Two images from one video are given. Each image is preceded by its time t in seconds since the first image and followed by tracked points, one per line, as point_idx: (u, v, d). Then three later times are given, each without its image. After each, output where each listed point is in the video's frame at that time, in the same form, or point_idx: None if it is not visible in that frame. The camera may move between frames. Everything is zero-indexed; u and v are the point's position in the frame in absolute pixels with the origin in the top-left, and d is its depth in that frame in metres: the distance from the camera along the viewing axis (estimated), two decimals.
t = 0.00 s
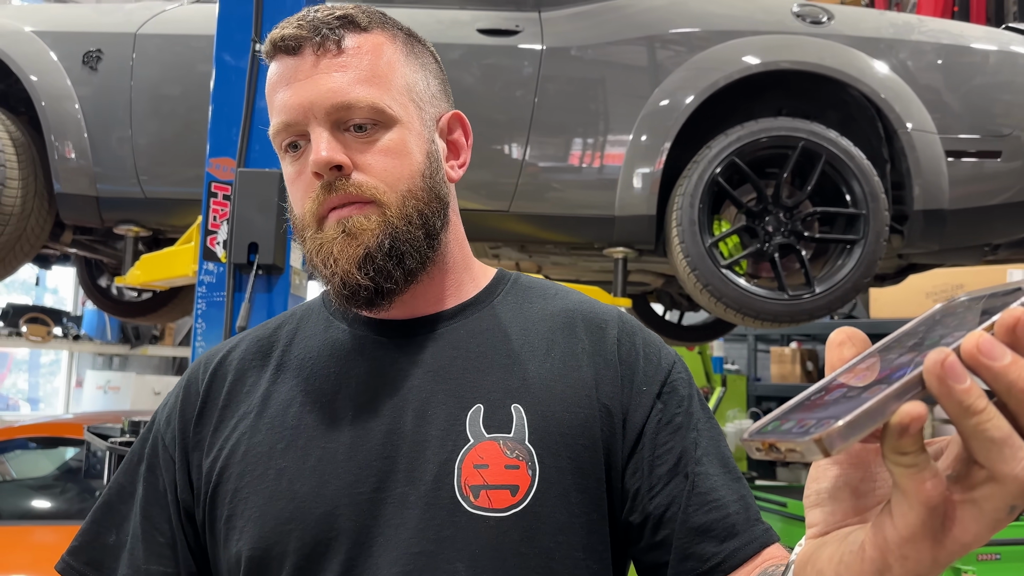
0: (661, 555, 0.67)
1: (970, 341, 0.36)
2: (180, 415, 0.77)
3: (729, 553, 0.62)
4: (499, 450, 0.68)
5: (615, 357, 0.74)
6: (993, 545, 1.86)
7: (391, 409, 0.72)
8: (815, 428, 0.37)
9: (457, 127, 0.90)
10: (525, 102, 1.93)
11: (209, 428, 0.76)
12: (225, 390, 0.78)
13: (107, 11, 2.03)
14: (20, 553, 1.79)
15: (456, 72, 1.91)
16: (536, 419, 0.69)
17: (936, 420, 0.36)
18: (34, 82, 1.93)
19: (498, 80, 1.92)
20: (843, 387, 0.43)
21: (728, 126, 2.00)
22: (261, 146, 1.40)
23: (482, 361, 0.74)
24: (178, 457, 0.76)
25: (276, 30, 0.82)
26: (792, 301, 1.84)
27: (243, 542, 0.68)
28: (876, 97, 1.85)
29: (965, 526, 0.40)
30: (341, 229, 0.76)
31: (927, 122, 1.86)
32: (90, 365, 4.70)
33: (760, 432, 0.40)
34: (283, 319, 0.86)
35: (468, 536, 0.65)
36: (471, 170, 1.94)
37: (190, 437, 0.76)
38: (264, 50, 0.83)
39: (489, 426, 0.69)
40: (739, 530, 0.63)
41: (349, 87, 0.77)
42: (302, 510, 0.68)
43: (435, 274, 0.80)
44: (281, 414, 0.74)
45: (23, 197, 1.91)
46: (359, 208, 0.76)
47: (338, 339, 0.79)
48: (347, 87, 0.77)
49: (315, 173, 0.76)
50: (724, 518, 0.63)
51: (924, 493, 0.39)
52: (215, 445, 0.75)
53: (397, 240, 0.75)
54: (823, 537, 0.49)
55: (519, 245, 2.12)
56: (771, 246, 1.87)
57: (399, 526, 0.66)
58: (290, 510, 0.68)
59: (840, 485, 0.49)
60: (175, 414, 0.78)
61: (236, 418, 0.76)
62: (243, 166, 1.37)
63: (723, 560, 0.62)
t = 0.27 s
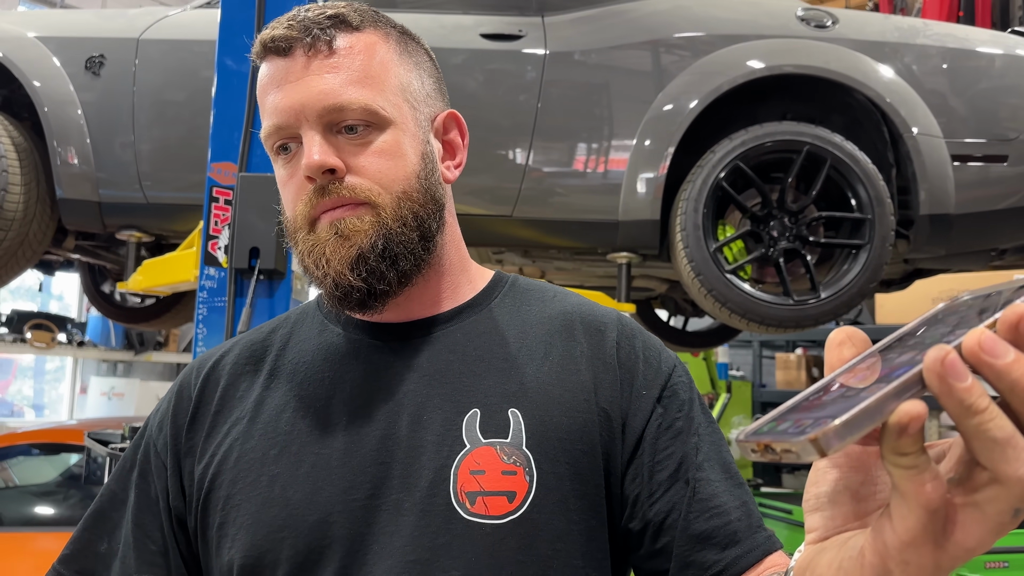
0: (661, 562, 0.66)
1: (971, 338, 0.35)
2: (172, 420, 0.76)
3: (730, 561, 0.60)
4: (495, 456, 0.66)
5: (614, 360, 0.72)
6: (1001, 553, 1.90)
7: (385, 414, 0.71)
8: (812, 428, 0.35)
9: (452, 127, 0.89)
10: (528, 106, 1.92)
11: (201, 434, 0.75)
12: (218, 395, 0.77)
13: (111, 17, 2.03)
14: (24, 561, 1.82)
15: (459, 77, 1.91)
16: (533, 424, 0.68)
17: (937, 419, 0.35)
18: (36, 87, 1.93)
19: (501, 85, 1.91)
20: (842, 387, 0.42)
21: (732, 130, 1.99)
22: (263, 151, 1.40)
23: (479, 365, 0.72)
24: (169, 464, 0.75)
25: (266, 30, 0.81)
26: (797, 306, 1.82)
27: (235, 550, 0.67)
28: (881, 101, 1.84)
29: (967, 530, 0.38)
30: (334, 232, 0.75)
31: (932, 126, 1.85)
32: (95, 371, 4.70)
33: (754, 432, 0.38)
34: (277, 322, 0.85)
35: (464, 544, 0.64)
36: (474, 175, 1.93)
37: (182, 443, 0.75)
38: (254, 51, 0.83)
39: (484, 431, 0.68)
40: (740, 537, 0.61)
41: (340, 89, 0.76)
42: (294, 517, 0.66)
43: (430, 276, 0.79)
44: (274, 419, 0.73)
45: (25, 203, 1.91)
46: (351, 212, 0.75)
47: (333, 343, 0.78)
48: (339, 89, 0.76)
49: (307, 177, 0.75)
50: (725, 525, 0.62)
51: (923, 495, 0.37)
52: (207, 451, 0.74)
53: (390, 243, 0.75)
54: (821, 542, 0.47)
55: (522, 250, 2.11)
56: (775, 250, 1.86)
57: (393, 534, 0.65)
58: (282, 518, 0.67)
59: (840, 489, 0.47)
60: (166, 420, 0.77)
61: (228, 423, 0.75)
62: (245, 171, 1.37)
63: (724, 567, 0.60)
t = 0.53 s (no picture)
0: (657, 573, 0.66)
1: (964, 354, 0.35)
2: (167, 432, 0.76)
3: (726, 571, 0.60)
4: (490, 467, 0.66)
5: (609, 370, 0.72)
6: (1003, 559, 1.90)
7: (380, 425, 0.70)
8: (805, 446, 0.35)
9: (447, 137, 0.89)
10: (528, 113, 1.92)
11: (196, 446, 0.75)
12: (212, 407, 0.77)
13: (112, 26, 2.04)
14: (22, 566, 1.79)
15: (459, 84, 1.91)
16: (528, 434, 0.68)
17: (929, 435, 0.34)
18: (37, 95, 1.93)
19: (501, 92, 1.92)
20: (834, 401, 0.41)
21: (732, 136, 1.99)
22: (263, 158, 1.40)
23: (475, 375, 0.72)
24: (164, 476, 0.74)
25: (260, 41, 0.81)
26: (798, 312, 1.82)
27: (229, 562, 0.67)
28: (881, 107, 1.84)
29: (960, 545, 0.38)
30: (331, 245, 0.75)
31: (932, 132, 1.85)
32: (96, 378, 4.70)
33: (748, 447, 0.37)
34: (272, 333, 0.84)
35: (458, 556, 0.63)
36: (474, 181, 1.93)
37: (177, 455, 0.75)
38: (248, 61, 0.82)
39: (479, 442, 0.68)
40: (736, 547, 0.61)
41: (337, 100, 0.76)
42: (289, 529, 0.66)
43: (426, 287, 0.79)
44: (268, 431, 0.73)
45: (26, 210, 1.92)
46: (348, 224, 0.75)
47: (328, 354, 0.78)
48: (335, 101, 0.76)
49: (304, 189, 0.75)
50: (720, 535, 0.61)
51: (918, 512, 0.37)
52: (202, 463, 0.73)
53: (388, 255, 0.75)
54: (815, 558, 0.47)
55: (522, 256, 2.11)
56: (776, 257, 1.85)
57: (388, 546, 0.64)
58: (276, 530, 0.66)
59: (833, 503, 0.47)
60: (161, 432, 0.77)
61: (223, 435, 0.74)
62: (245, 178, 1.37)
63: None
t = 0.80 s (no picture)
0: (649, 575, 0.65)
1: (963, 358, 0.35)
2: (162, 438, 0.76)
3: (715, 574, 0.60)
4: (484, 470, 0.66)
5: (602, 373, 0.72)
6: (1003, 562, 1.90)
7: (375, 430, 0.71)
8: (807, 455, 0.36)
9: (446, 144, 0.92)
10: (526, 117, 1.93)
11: (191, 451, 0.75)
12: (208, 412, 0.77)
13: (110, 31, 2.05)
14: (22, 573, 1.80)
15: (458, 88, 1.92)
16: (522, 437, 0.68)
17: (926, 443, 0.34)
18: (36, 101, 1.93)
19: (499, 96, 1.92)
20: (839, 403, 0.42)
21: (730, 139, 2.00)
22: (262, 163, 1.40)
23: (470, 379, 0.72)
24: (160, 482, 0.74)
25: (274, 39, 0.81)
26: (796, 315, 1.82)
27: (224, 567, 0.66)
28: (878, 109, 1.85)
29: (956, 554, 0.38)
30: (353, 245, 0.76)
31: (930, 134, 1.85)
32: (95, 383, 4.69)
33: (755, 456, 0.40)
34: (268, 338, 0.84)
35: (453, 559, 0.63)
36: (473, 185, 1.93)
37: (173, 460, 0.75)
38: (259, 60, 0.82)
39: (474, 445, 0.68)
40: (727, 550, 0.61)
41: (360, 101, 0.77)
42: (284, 534, 0.66)
43: (434, 289, 0.80)
44: (264, 436, 0.73)
45: (25, 216, 1.92)
46: (369, 226, 0.76)
47: (323, 358, 0.77)
48: (357, 101, 0.77)
49: (327, 188, 0.75)
50: (711, 538, 0.61)
51: (919, 528, 0.36)
52: (199, 468, 0.73)
53: (410, 255, 0.76)
54: (804, 558, 0.47)
55: (521, 260, 2.11)
56: (774, 259, 1.86)
57: (383, 550, 0.64)
58: (272, 535, 0.66)
59: (826, 504, 0.47)
60: (157, 437, 0.77)
61: (219, 440, 0.74)
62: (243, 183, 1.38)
63: None
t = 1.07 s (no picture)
0: None
1: (935, 364, 0.35)
2: (159, 443, 0.76)
3: None
4: (480, 475, 0.66)
5: (597, 377, 0.72)
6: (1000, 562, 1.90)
7: (371, 435, 0.71)
8: (793, 471, 0.36)
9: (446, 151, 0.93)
10: (523, 120, 1.93)
11: (189, 455, 0.75)
12: (206, 416, 0.77)
13: (107, 36, 2.05)
14: None
15: (454, 91, 1.92)
16: (517, 441, 0.68)
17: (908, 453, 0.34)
18: (32, 106, 1.94)
19: (496, 99, 1.93)
20: (821, 418, 0.42)
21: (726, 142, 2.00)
22: (258, 168, 1.41)
23: (466, 383, 0.73)
24: (157, 486, 0.74)
25: (287, 31, 0.84)
26: (792, 317, 1.83)
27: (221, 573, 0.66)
28: (873, 112, 1.85)
29: (931, 557, 0.39)
30: (356, 229, 0.77)
31: (924, 136, 1.86)
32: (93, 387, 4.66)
33: (743, 476, 0.40)
34: (265, 342, 0.85)
35: (449, 563, 0.63)
36: (470, 188, 1.94)
37: (170, 465, 0.75)
38: (271, 49, 0.85)
39: (469, 449, 0.68)
40: (720, 554, 0.61)
41: (369, 90, 0.80)
42: (281, 538, 0.66)
43: (433, 287, 0.80)
44: (260, 440, 0.73)
45: (21, 221, 1.92)
46: (373, 211, 0.77)
47: (320, 362, 0.78)
48: (366, 90, 0.80)
49: (333, 169, 0.77)
50: (705, 541, 0.61)
51: (899, 537, 0.37)
52: (196, 470, 0.73)
53: (413, 242, 0.77)
54: (782, 558, 0.47)
55: (518, 263, 2.11)
56: (770, 261, 1.86)
57: (378, 554, 0.64)
58: (269, 538, 0.66)
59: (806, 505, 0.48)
60: (154, 442, 0.77)
61: (216, 444, 0.74)
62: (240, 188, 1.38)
63: None
